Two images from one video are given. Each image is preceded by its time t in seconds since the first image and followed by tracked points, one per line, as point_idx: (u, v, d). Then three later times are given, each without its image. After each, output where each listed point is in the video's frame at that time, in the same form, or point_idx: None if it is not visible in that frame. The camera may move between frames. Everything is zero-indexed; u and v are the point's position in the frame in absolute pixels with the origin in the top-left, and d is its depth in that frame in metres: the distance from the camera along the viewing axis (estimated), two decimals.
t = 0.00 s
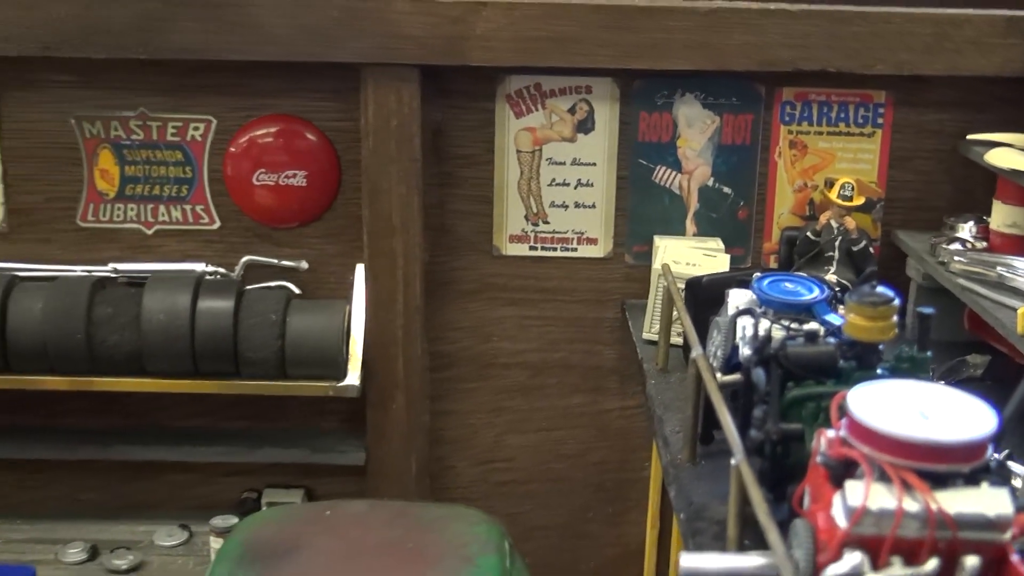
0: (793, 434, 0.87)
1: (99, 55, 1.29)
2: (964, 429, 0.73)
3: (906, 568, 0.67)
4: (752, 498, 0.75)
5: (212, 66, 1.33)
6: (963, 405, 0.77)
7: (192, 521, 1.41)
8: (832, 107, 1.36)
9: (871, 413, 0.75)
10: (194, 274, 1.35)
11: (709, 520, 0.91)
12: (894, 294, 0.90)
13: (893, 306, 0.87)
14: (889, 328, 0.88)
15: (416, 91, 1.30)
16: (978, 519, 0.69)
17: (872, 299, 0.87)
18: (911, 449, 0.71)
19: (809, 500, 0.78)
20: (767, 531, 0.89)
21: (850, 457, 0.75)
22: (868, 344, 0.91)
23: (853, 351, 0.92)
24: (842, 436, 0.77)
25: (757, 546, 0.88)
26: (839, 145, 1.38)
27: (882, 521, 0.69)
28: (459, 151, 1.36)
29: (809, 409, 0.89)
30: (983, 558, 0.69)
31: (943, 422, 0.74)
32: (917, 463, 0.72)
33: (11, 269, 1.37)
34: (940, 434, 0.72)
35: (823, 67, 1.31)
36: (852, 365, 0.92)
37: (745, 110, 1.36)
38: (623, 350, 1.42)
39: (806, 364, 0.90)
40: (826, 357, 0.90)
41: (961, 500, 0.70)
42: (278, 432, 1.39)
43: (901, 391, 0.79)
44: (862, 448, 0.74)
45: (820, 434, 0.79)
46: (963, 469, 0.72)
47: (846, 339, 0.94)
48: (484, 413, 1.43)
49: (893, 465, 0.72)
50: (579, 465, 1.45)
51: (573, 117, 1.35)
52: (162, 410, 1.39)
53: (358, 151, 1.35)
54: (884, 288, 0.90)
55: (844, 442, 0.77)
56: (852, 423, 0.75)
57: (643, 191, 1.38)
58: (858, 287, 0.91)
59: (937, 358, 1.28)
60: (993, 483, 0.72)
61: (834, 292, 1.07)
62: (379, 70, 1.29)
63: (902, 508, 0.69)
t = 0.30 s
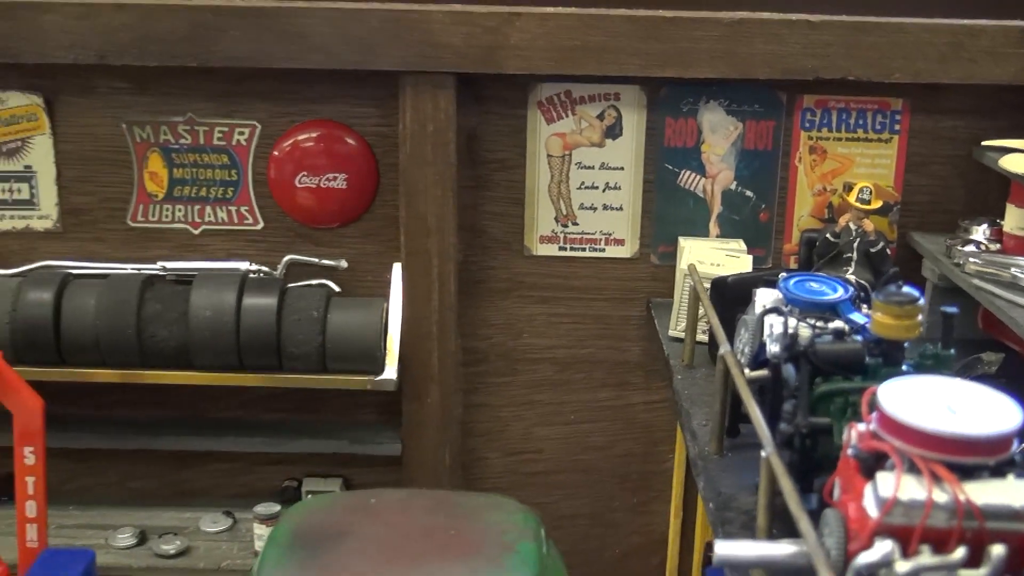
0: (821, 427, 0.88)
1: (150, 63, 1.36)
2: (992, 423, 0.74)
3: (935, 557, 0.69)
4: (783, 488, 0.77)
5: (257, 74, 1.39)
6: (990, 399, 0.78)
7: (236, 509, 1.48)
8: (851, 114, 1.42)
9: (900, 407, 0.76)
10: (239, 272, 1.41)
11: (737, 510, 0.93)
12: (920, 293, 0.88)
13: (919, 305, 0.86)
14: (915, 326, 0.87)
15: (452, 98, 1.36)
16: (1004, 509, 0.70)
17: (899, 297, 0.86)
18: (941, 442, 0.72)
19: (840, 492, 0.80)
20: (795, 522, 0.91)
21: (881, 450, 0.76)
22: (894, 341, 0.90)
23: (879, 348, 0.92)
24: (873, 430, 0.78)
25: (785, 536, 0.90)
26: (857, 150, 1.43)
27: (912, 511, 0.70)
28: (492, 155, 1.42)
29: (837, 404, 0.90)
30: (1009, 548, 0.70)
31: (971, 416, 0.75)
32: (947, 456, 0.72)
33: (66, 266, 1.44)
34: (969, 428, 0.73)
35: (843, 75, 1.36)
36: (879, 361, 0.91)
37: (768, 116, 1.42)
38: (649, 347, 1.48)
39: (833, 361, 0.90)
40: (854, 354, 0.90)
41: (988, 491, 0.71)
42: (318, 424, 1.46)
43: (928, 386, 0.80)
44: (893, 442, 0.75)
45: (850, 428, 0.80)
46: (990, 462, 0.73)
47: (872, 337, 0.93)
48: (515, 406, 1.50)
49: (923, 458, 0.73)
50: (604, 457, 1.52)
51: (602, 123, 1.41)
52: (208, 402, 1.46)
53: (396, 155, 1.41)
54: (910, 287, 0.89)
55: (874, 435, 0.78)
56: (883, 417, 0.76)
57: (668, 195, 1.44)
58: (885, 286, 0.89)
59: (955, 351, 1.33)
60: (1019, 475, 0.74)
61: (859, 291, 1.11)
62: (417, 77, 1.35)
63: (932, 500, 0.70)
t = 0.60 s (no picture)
0: (850, 406, 0.91)
1: (197, 62, 1.42)
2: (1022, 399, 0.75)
3: (965, 527, 0.70)
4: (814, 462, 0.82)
5: (298, 74, 1.45)
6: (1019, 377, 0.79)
7: (276, 489, 1.55)
8: (868, 112, 1.47)
9: (930, 384, 0.77)
10: (280, 263, 1.48)
11: (765, 488, 0.97)
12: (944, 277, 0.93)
13: (944, 289, 0.91)
14: (941, 309, 0.91)
15: (486, 96, 1.42)
16: None
17: (925, 282, 0.91)
18: (971, 416, 0.73)
19: (871, 465, 0.82)
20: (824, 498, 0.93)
21: (912, 424, 0.77)
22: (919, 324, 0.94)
23: (906, 331, 0.95)
24: (904, 405, 0.79)
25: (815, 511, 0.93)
26: (873, 147, 1.49)
27: (943, 483, 0.72)
28: (523, 152, 1.49)
29: (866, 383, 0.92)
30: None
31: (1002, 392, 0.76)
32: (977, 430, 0.74)
33: (115, 257, 1.50)
34: (999, 403, 0.74)
35: (862, 74, 1.41)
36: (905, 343, 0.94)
37: (788, 115, 1.47)
38: (672, 335, 1.56)
39: (862, 343, 0.92)
40: (882, 337, 0.92)
41: (1018, 465, 0.72)
42: (357, 409, 1.54)
43: (957, 364, 0.81)
44: (924, 417, 0.76)
45: (880, 405, 0.81)
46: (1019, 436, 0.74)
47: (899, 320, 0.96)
48: (544, 391, 1.58)
49: (954, 432, 0.74)
50: (628, 440, 1.60)
51: (629, 121, 1.47)
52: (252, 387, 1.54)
53: (431, 151, 1.48)
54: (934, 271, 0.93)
55: (905, 411, 0.79)
56: (913, 393, 0.77)
57: (693, 189, 1.50)
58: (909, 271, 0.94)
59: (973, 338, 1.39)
60: None
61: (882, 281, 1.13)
62: (452, 76, 1.41)
63: (962, 472, 0.71)
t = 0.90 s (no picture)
0: (881, 388, 0.95)
1: (244, 61, 1.48)
2: None
3: (998, 501, 0.74)
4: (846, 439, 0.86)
5: (340, 72, 1.52)
6: None
7: (317, 470, 1.62)
8: (889, 111, 1.53)
9: (964, 363, 0.82)
10: (322, 254, 1.54)
11: (794, 468, 1.01)
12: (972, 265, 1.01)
13: (972, 276, 1.00)
14: (969, 294, 1.00)
15: (521, 94, 1.48)
16: None
17: (954, 269, 0.99)
18: (1005, 395, 0.79)
19: (903, 444, 0.86)
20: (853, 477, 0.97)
21: (947, 402, 0.82)
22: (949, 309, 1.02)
23: (936, 315, 1.01)
24: (939, 385, 0.85)
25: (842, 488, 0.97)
26: (893, 144, 1.54)
27: (977, 460, 0.76)
28: (555, 148, 1.55)
29: (896, 364, 0.98)
30: None
31: None
32: (1010, 408, 0.79)
33: (165, 247, 1.57)
34: None
35: (883, 73, 1.46)
36: (935, 328, 1.01)
37: (812, 112, 1.53)
38: (697, 325, 1.62)
39: (894, 327, 0.98)
40: (911, 321, 0.97)
41: None
42: (395, 394, 1.60)
43: (991, 346, 0.87)
44: (959, 395, 0.81)
45: (917, 384, 0.87)
46: None
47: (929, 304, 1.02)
48: (574, 379, 1.65)
49: (989, 410, 0.80)
50: (653, 426, 1.67)
51: (657, 118, 1.53)
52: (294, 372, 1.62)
53: (467, 147, 1.54)
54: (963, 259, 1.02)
55: (939, 390, 0.85)
56: (949, 373, 0.83)
57: (718, 185, 1.56)
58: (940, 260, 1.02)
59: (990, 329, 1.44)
60: None
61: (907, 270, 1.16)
62: (489, 75, 1.47)
63: (996, 449, 0.75)
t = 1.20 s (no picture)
0: (911, 369, 0.99)
1: (290, 59, 1.54)
2: None
3: None
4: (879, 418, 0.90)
5: (382, 70, 1.58)
6: None
7: (356, 452, 1.69)
8: (910, 108, 1.58)
9: (997, 343, 0.86)
10: (363, 245, 1.60)
11: (823, 448, 1.06)
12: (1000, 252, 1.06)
13: (1000, 261, 1.04)
14: (997, 280, 1.04)
15: (554, 91, 1.54)
16: None
17: (982, 255, 1.04)
18: None
19: (935, 423, 0.90)
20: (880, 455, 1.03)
21: (980, 380, 0.86)
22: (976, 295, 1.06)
23: (964, 300, 1.05)
24: (971, 364, 0.89)
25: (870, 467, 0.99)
26: (914, 141, 1.60)
27: (1009, 436, 0.80)
28: (587, 143, 1.61)
29: (927, 347, 1.01)
30: None
31: None
32: None
33: (213, 238, 1.64)
34: None
35: (905, 72, 1.52)
36: (963, 313, 1.03)
37: (835, 110, 1.58)
38: (722, 315, 1.68)
39: (923, 310, 1.02)
40: (940, 304, 1.02)
41: None
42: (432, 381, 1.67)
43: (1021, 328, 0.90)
44: (992, 374, 0.85)
45: (949, 363, 0.91)
46: None
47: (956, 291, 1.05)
48: (603, 366, 1.72)
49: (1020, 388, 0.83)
50: (679, 412, 1.73)
51: (686, 115, 1.59)
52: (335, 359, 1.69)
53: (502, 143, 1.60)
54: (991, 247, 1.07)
55: (971, 369, 0.89)
56: (982, 353, 0.86)
57: (744, 180, 1.62)
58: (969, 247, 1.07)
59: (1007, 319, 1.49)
60: None
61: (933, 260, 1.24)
62: (524, 73, 1.53)
63: None
